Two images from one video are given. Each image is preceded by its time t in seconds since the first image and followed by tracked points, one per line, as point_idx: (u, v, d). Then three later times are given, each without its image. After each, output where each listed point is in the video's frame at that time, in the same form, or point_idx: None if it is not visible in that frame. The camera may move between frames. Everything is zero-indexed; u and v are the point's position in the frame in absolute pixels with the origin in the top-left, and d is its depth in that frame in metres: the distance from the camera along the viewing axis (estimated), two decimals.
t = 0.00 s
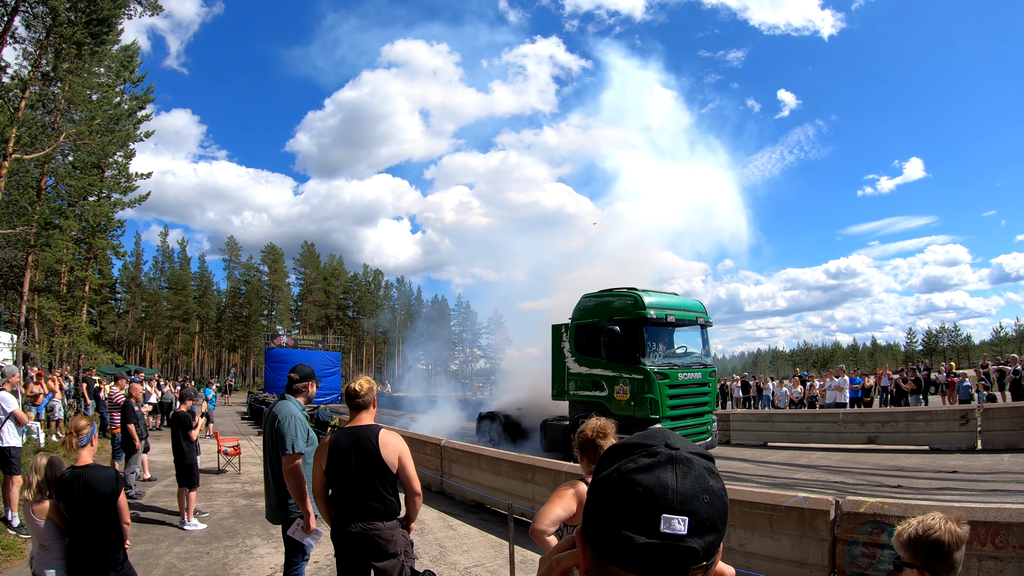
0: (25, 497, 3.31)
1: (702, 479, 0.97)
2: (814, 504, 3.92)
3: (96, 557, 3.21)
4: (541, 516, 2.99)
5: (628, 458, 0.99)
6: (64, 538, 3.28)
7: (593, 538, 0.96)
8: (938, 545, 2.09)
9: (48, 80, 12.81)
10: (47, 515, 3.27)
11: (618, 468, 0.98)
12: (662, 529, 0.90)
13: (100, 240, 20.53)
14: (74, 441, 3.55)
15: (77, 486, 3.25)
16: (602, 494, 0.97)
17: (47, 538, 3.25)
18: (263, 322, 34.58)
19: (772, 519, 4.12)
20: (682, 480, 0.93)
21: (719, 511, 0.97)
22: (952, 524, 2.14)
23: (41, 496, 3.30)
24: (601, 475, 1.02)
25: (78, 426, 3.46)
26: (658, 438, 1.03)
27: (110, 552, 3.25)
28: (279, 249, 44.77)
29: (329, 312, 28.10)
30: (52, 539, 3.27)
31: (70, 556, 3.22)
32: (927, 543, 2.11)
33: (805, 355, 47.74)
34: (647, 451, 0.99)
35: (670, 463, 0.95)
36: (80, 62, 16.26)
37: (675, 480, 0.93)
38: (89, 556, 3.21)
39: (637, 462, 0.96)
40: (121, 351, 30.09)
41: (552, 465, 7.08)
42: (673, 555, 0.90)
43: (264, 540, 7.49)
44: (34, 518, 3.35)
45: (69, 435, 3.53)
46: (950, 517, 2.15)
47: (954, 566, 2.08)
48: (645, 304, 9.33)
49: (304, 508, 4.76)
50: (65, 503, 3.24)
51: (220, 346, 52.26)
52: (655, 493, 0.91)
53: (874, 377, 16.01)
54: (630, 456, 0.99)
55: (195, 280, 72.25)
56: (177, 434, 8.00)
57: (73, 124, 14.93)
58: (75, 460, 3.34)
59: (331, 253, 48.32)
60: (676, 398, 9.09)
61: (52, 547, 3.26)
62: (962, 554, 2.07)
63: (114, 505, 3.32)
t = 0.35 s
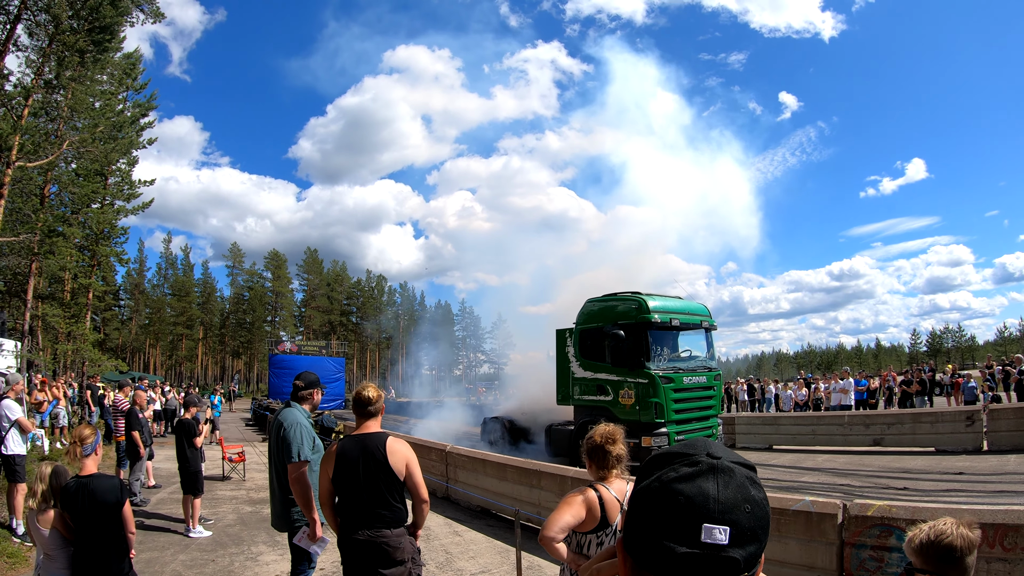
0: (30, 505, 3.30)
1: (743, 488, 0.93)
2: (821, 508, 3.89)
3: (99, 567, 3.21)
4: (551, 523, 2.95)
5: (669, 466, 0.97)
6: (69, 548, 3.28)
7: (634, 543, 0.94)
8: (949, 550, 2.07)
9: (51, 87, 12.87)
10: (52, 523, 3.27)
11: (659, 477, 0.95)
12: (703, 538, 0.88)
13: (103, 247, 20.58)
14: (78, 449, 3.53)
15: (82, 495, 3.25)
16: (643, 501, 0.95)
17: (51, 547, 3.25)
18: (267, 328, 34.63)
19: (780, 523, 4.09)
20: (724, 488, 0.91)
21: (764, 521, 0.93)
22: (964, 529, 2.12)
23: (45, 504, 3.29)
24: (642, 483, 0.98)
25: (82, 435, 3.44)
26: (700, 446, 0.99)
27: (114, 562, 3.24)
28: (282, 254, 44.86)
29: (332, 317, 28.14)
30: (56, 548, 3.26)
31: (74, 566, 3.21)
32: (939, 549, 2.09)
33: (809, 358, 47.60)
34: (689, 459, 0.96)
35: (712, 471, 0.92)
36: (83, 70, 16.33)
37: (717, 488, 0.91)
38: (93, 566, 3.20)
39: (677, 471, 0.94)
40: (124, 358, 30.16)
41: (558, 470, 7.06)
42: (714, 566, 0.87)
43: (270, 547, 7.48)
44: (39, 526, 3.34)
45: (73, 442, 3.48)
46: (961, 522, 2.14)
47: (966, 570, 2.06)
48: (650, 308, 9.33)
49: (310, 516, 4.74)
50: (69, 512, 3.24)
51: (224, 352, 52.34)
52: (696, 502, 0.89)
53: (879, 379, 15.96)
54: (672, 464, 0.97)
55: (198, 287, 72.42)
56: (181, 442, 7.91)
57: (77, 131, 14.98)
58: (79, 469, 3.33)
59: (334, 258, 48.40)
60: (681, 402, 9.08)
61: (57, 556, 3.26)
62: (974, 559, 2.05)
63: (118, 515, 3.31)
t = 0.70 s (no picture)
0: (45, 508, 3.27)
1: (887, 469, 0.85)
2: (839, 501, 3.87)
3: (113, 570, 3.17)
4: (573, 519, 2.85)
5: (807, 447, 0.87)
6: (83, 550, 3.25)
7: (775, 535, 0.85)
8: (985, 538, 1.96)
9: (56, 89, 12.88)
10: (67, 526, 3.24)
11: (801, 460, 0.85)
12: (857, 525, 0.80)
13: (110, 250, 20.67)
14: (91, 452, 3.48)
15: (95, 499, 3.21)
16: (782, 487, 0.84)
17: (66, 550, 3.22)
18: (274, 328, 34.74)
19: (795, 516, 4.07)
20: (873, 470, 0.83)
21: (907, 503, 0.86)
22: (998, 517, 2.02)
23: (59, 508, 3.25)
24: (782, 468, 0.86)
25: (94, 437, 3.38)
26: (835, 427, 0.91)
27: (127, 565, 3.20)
28: (288, 254, 44.98)
29: (339, 317, 28.16)
30: (71, 551, 3.23)
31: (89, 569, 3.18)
32: (973, 537, 1.98)
33: (817, 351, 47.43)
34: (829, 441, 0.87)
35: (858, 454, 0.84)
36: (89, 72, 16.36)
37: (865, 471, 0.83)
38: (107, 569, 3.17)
39: (823, 454, 0.83)
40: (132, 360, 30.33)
41: (571, 466, 6.99)
42: (868, 553, 0.80)
43: (283, 547, 7.44)
44: (53, 529, 3.31)
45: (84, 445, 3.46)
46: (994, 511, 2.03)
47: (1000, 559, 1.96)
48: (660, 302, 9.28)
49: (325, 515, 4.69)
50: (83, 515, 3.21)
51: (231, 353, 52.55)
52: (847, 486, 0.80)
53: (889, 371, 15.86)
54: (810, 446, 0.87)
55: (205, 288, 72.72)
56: (192, 442, 7.92)
57: (82, 133, 14.99)
58: (92, 472, 3.29)
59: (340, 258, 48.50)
60: (692, 397, 9.00)
61: (72, 559, 3.23)
62: (1010, 547, 1.95)
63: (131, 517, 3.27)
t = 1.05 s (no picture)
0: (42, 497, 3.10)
1: None
2: (853, 474, 3.78)
3: (115, 559, 3.02)
4: (590, 493, 2.63)
5: (960, 368, 0.81)
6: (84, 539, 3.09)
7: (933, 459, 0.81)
8: None
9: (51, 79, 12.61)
10: (65, 515, 3.07)
11: (960, 379, 0.78)
12: None
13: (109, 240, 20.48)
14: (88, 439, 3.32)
15: (95, 485, 3.06)
16: (938, 411, 0.79)
17: (65, 540, 3.05)
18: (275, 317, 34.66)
19: (810, 491, 3.96)
20: None
21: None
22: None
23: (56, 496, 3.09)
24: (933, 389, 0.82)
25: (92, 421, 3.22)
26: (981, 348, 0.85)
27: (130, 553, 3.05)
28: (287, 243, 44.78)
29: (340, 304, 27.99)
30: (71, 541, 3.06)
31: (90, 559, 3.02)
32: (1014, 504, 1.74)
33: (818, 332, 47.48)
34: (981, 359, 0.81)
35: (1014, 367, 0.78)
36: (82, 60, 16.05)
37: None
38: (109, 558, 3.01)
39: (982, 370, 0.77)
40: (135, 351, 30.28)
41: (578, 445, 6.85)
42: None
43: (289, 532, 7.33)
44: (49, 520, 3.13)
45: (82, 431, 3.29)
46: None
47: None
48: (664, 280, 9.09)
49: (332, 497, 4.54)
50: (82, 502, 3.05)
51: (234, 343, 52.56)
52: (1013, 400, 0.74)
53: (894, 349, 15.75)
54: (965, 366, 0.81)
55: (206, 279, 72.58)
56: (196, 428, 7.78)
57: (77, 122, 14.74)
58: (91, 457, 3.14)
59: (339, 246, 48.26)
60: (699, 375, 8.84)
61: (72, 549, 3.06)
62: None
63: (133, 503, 3.12)
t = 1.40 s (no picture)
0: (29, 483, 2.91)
1: None
2: (856, 445, 3.62)
3: (109, 546, 2.85)
4: (590, 466, 2.46)
5: None
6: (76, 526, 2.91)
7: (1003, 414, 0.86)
8: None
9: (36, 67, 12.27)
10: (54, 502, 2.88)
11: None
12: None
13: (102, 229, 20.19)
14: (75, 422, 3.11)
15: (84, 470, 2.87)
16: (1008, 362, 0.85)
17: (56, 528, 2.87)
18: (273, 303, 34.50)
19: (813, 463, 3.81)
20: None
21: None
22: None
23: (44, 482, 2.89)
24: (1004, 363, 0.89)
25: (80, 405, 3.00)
26: None
27: (123, 540, 2.88)
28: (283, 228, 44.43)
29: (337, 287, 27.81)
30: (63, 528, 2.89)
31: (84, 546, 2.86)
32: None
33: (817, 307, 47.55)
34: None
35: None
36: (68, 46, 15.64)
37: None
38: (103, 546, 2.85)
39: None
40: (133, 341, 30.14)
41: (578, 421, 6.71)
42: None
43: (289, 515, 7.21)
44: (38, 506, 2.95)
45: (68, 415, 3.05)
46: None
47: None
48: (661, 254, 8.89)
49: (328, 478, 4.37)
50: (71, 488, 2.86)
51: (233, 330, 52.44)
52: None
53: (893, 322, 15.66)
54: None
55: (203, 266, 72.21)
56: (192, 414, 7.61)
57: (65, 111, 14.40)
58: (78, 442, 2.94)
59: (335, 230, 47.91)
60: (698, 349, 8.70)
61: (64, 537, 2.89)
62: None
63: (124, 488, 2.94)
